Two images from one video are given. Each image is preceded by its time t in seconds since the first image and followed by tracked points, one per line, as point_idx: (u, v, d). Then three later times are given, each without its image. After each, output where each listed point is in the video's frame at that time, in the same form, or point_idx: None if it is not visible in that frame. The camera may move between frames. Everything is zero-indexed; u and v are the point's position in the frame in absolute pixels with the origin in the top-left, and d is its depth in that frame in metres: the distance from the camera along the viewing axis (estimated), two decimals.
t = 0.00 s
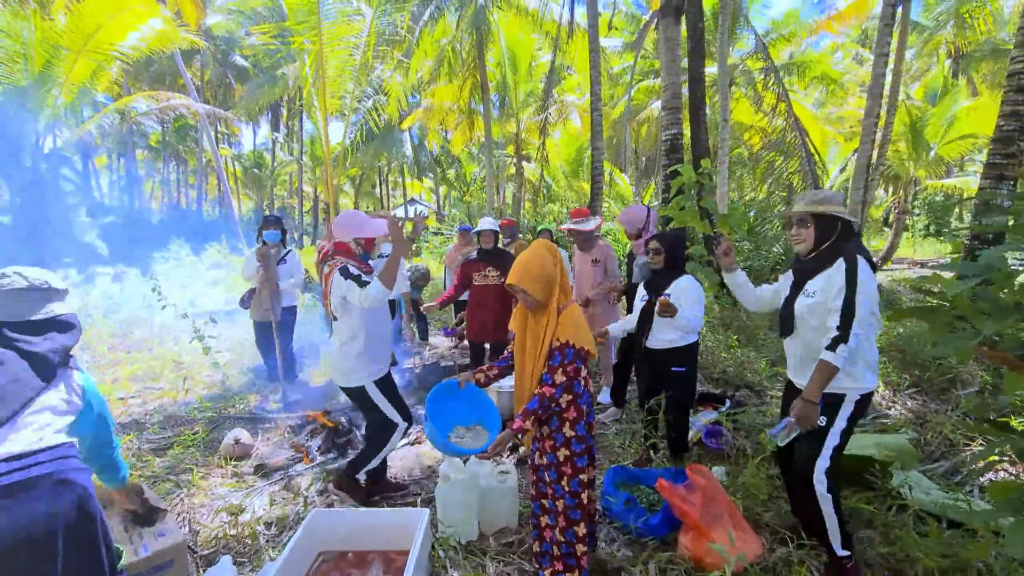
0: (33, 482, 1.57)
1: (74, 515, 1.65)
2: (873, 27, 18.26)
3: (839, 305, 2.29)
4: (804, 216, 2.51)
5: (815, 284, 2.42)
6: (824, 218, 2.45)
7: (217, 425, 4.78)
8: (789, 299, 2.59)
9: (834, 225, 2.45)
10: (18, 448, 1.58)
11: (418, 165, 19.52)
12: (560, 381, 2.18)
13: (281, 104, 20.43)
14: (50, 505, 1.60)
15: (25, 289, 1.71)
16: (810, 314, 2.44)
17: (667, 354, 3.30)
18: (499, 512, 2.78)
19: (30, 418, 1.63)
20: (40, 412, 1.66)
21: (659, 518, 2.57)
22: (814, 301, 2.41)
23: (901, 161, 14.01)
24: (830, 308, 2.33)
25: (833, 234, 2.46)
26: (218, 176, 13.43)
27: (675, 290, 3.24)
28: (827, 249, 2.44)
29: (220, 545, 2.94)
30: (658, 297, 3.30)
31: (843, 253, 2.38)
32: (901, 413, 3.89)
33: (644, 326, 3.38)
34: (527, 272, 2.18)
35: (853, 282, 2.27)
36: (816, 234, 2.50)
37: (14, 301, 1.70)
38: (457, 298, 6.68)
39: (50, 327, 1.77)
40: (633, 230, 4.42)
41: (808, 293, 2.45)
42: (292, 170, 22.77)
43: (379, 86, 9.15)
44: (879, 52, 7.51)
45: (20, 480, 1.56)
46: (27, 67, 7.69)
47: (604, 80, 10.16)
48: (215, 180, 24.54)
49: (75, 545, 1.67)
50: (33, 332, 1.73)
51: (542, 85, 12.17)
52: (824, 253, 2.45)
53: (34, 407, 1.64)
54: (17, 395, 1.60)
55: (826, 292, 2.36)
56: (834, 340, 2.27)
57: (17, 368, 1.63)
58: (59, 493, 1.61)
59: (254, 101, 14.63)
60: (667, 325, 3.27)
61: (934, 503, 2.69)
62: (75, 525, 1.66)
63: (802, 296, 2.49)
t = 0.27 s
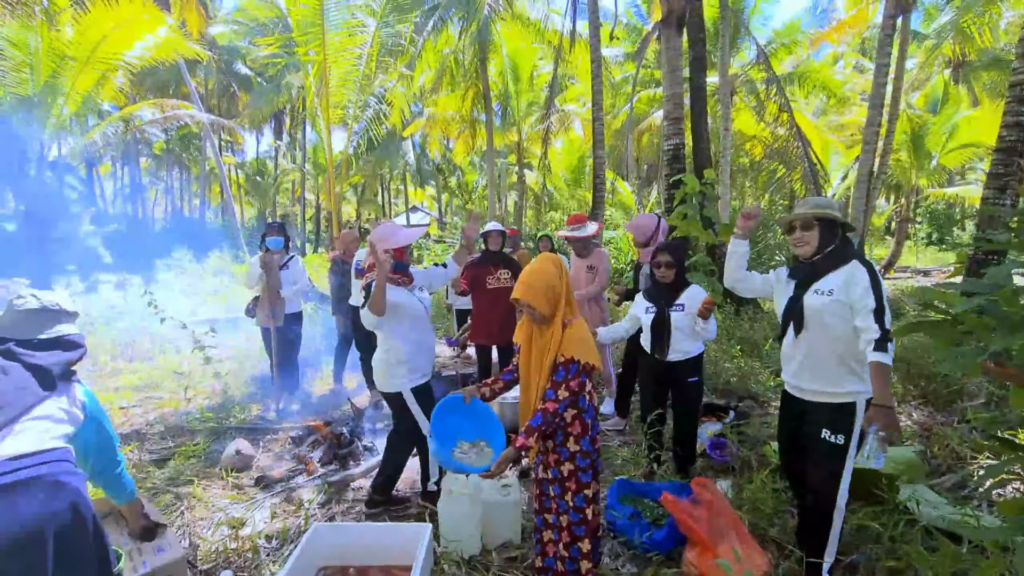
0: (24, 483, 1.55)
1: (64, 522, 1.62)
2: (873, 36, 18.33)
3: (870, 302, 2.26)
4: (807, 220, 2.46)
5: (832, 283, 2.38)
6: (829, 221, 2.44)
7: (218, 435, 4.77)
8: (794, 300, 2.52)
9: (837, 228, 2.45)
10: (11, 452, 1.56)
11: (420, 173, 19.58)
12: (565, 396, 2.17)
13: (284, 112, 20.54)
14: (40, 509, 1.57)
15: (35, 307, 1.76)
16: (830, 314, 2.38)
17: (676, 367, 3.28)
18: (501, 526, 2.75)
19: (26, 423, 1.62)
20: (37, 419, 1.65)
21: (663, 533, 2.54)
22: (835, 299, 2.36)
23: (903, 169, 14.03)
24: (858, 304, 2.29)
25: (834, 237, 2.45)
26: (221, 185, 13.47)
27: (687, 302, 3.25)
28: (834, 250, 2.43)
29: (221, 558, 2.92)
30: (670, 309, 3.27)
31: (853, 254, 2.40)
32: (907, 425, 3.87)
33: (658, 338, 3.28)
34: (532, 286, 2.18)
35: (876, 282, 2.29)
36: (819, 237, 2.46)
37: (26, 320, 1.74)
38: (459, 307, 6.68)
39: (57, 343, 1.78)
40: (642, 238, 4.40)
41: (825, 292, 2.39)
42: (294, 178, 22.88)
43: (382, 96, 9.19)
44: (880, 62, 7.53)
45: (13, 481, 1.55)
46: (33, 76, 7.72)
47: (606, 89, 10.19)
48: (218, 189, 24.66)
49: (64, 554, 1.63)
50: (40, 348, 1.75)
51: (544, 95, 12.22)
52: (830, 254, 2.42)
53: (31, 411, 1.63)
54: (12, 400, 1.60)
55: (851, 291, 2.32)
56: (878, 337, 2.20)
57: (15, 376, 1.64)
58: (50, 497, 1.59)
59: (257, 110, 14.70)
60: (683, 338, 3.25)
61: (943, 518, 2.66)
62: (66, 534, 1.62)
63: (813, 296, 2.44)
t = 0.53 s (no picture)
0: (21, 489, 1.64)
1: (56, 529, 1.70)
2: (877, 43, 18.33)
3: (892, 329, 2.27)
4: (815, 240, 2.44)
5: (847, 310, 2.36)
6: (836, 241, 2.43)
7: (221, 443, 4.76)
8: (806, 326, 2.47)
9: (841, 247, 2.44)
10: (13, 458, 1.66)
11: (424, 180, 19.64)
12: (569, 409, 2.14)
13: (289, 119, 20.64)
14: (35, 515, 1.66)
15: (48, 322, 1.93)
16: (849, 342, 2.36)
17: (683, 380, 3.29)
18: (505, 539, 2.72)
19: (27, 431, 1.72)
20: (37, 428, 1.74)
21: (669, 546, 2.48)
22: (853, 327, 2.34)
23: (908, 176, 13.98)
24: (879, 332, 2.30)
25: (841, 259, 2.44)
26: (227, 191, 13.55)
27: (696, 316, 3.26)
28: (843, 273, 2.42)
29: (222, 569, 2.90)
30: (682, 324, 3.25)
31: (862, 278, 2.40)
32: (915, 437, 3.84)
33: (674, 356, 3.23)
34: (538, 296, 2.16)
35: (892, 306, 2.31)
36: (825, 257, 2.45)
37: (41, 333, 1.93)
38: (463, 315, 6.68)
39: (65, 356, 1.91)
40: (649, 246, 4.37)
41: (842, 319, 2.37)
42: (299, 184, 22.97)
43: (386, 103, 9.22)
44: (885, 69, 7.52)
45: (11, 487, 1.64)
46: (41, 83, 7.81)
47: (609, 96, 10.20)
48: (223, 194, 24.76)
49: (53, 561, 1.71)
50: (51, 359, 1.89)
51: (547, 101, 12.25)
52: (840, 278, 2.41)
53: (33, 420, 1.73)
54: (15, 409, 1.70)
55: (869, 318, 2.32)
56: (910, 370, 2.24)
57: (22, 383, 1.75)
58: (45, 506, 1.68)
59: (263, 117, 14.83)
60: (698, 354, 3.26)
61: (954, 531, 2.62)
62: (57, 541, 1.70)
63: (827, 323, 2.40)
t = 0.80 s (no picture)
0: (17, 490, 1.71)
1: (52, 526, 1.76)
2: (883, 48, 18.27)
3: (917, 326, 2.27)
4: (838, 235, 2.40)
5: (872, 303, 2.34)
6: (861, 237, 2.39)
7: (226, 448, 4.76)
8: (828, 318, 2.43)
9: (865, 242, 2.40)
10: (8, 456, 1.72)
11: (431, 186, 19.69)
12: (574, 416, 2.11)
13: (296, 126, 20.78)
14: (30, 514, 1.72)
15: (37, 311, 1.92)
16: (873, 337, 2.34)
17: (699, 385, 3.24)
18: (509, 547, 2.69)
19: (24, 427, 1.77)
20: (35, 423, 1.79)
21: (676, 556, 2.44)
22: (878, 322, 2.32)
23: (917, 182, 13.89)
24: (904, 328, 2.28)
25: (865, 255, 2.40)
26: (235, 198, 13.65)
27: (706, 312, 3.27)
28: (867, 268, 2.40)
29: None
30: (698, 324, 3.23)
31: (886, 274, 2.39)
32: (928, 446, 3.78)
33: (696, 356, 3.18)
34: (544, 299, 2.14)
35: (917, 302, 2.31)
36: (848, 253, 2.41)
37: (33, 323, 1.91)
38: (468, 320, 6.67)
39: (60, 347, 1.94)
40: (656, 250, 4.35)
41: (868, 314, 2.33)
42: (307, 190, 23.08)
43: (393, 109, 9.25)
44: (892, 75, 7.48)
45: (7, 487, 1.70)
46: (54, 92, 7.93)
47: (614, 102, 10.20)
48: (231, 200, 24.93)
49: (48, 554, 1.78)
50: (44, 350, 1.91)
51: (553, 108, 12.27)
52: (865, 273, 2.39)
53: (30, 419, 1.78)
54: (12, 406, 1.73)
55: (895, 313, 2.29)
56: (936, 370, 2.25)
57: (18, 377, 1.79)
58: (40, 503, 1.74)
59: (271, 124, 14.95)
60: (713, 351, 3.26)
61: (967, 543, 2.56)
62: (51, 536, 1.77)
63: (851, 316, 2.37)
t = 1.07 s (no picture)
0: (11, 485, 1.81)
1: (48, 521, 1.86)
2: (901, 51, 18.04)
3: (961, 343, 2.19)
4: (881, 242, 2.39)
5: (913, 317, 2.28)
6: (904, 245, 2.38)
7: (239, 450, 4.78)
8: (864, 326, 2.40)
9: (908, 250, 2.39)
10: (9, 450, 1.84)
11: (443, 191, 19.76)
12: (588, 419, 2.08)
13: (311, 132, 20.99)
14: (24, 507, 1.82)
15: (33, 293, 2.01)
16: (910, 350, 2.29)
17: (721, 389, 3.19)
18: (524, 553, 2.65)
19: (25, 415, 1.89)
20: (35, 410, 1.91)
21: (692, 566, 2.32)
22: (918, 336, 2.26)
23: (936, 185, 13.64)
24: (946, 343, 2.22)
25: (908, 264, 2.39)
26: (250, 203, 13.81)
27: (723, 315, 3.26)
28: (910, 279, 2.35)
29: None
30: (717, 328, 3.20)
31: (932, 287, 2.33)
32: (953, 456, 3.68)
33: (717, 359, 3.14)
34: (559, 300, 2.12)
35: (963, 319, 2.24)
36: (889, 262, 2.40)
37: (30, 306, 2.02)
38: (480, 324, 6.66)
39: (57, 332, 2.04)
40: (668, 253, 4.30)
41: (908, 327, 2.29)
42: (321, 195, 23.29)
43: (405, 115, 9.30)
44: (911, 77, 7.37)
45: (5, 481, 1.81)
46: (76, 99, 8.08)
47: (626, 107, 10.16)
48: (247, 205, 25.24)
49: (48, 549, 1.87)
50: (43, 335, 2.02)
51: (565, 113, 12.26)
52: (907, 283, 2.35)
53: (33, 409, 1.90)
54: (11, 396, 1.85)
55: (937, 328, 2.24)
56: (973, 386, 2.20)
57: (19, 365, 1.90)
58: (35, 498, 1.84)
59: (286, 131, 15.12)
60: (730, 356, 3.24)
61: (996, 556, 2.47)
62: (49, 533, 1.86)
63: (890, 328, 2.32)
